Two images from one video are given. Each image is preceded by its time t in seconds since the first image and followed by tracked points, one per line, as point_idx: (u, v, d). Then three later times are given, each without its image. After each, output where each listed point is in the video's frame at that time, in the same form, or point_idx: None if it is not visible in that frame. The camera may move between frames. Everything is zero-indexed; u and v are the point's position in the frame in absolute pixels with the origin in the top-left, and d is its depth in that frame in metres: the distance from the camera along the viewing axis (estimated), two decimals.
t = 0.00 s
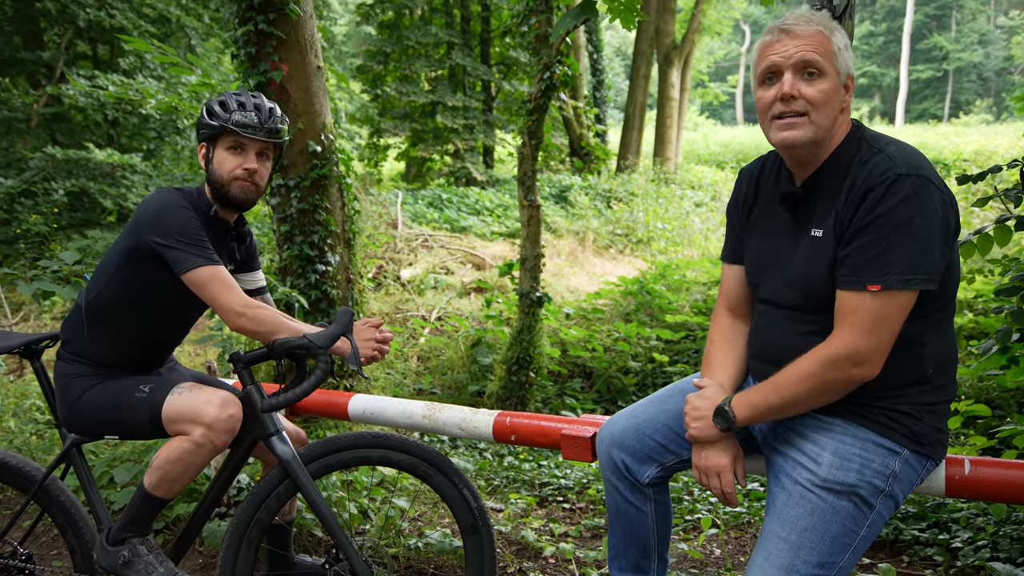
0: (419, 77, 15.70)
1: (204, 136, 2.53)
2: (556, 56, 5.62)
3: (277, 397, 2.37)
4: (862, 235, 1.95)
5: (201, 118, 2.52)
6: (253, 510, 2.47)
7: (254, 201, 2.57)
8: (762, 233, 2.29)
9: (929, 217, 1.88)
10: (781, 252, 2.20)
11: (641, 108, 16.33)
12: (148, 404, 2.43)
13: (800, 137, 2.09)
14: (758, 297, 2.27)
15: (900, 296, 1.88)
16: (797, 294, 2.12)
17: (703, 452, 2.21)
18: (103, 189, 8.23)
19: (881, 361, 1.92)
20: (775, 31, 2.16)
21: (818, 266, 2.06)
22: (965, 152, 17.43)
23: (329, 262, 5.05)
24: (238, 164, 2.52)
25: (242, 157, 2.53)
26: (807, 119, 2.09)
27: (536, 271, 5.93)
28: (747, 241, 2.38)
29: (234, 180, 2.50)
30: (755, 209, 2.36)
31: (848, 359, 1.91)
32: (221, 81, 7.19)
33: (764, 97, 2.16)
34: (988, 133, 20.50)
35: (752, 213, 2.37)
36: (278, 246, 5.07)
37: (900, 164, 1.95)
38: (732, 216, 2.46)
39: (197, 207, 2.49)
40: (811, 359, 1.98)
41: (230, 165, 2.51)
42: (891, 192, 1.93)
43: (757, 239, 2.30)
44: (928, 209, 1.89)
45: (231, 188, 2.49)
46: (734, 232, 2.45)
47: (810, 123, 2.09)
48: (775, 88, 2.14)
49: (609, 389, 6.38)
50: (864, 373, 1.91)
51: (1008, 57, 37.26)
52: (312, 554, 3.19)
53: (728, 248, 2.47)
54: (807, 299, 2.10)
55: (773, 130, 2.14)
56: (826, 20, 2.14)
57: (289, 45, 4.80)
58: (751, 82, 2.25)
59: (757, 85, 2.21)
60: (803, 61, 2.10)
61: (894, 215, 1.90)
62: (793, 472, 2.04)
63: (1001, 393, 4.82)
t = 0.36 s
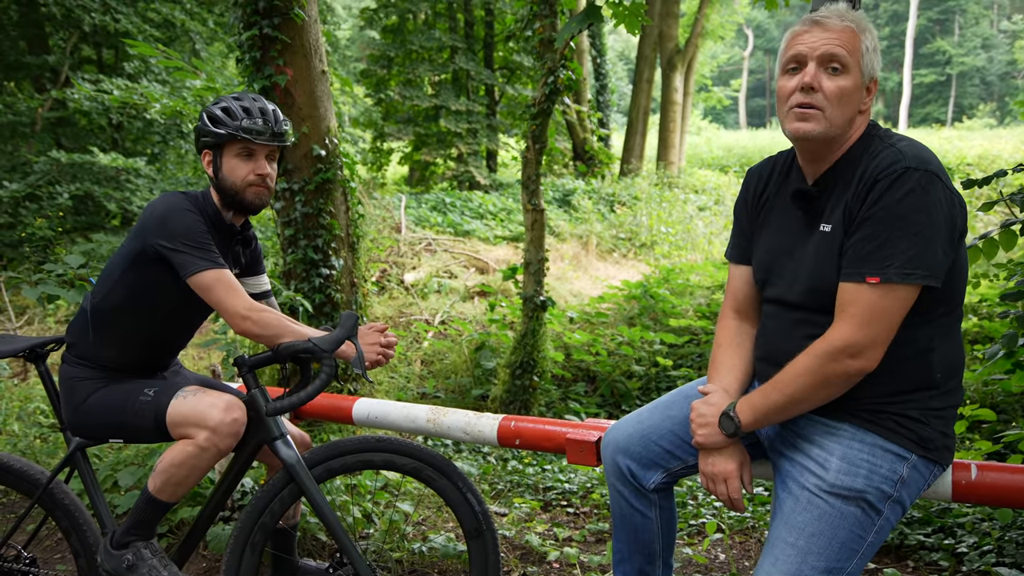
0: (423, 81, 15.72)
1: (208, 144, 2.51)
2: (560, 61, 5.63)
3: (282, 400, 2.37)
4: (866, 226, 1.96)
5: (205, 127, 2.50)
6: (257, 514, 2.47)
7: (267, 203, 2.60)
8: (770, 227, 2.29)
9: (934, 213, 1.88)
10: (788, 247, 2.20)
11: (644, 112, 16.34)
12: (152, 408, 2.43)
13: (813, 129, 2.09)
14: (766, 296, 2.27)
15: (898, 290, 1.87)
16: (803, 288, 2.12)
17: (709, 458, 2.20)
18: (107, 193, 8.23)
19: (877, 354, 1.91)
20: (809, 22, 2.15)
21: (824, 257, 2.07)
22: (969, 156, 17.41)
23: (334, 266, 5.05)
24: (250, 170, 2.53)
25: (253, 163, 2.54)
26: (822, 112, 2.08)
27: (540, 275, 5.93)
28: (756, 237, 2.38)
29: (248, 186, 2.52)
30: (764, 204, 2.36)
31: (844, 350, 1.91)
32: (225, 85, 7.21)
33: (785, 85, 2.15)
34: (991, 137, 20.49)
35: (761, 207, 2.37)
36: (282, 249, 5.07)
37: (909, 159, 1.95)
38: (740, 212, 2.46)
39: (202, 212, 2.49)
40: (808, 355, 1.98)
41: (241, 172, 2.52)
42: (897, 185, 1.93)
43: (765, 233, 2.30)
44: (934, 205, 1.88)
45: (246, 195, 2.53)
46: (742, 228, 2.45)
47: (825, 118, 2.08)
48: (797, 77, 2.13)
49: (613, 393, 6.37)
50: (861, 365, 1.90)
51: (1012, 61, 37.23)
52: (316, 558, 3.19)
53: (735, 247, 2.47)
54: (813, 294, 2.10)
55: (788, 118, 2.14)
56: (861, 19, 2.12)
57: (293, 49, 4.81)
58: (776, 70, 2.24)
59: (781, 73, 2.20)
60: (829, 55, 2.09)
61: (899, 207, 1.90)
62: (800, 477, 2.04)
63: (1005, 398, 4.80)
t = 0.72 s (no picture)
0: (423, 83, 15.73)
1: (208, 151, 2.51)
2: (562, 63, 5.64)
3: (286, 405, 2.37)
4: (875, 240, 1.95)
5: (204, 135, 2.49)
6: (260, 518, 2.47)
7: (271, 206, 2.61)
8: (773, 235, 2.28)
9: (943, 224, 1.87)
10: (792, 257, 2.20)
11: (645, 114, 16.35)
12: (156, 411, 2.43)
13: (822, 145, 2.08)
14: (771, 302, 2.27)
15: (910, 303, 1.87)
16: (810, 296, 2.12)
17: (713, 460, 2.19)
18: (108, 196, 8.23)
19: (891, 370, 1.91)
20: (799, 36, 2.14)
21: (832, 270, 2.06)
22: (970, 158, 17.41)
23: (335, 269, 5.05)
24: (253, 175, 2.53)
25: (256, 167, 2.54)
26: (829, 128, 2.08)
27: (542, 277, 5.93)
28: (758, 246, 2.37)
29: (253, 191, 2.53)
30: (766, 211, 2.36)
31: (860, 365, 1.90)
32: (226, 88, 7.21)
33: (787, 104, 2.14)
34: (992, 138, 20.48)
35: (763, 215, 2.36)
36: (284, 252, 5.07)
37: (915, 170, 1.94)
38: (742, 218, 2.45)
39: (206, 215, 2.49)
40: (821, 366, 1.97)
41: (245, 176, 2.52)
42: (905, 198, 1.92)
43: (768, 242, 2.29)
44: (943, 216, 1.88)
45: (251, 199, 2.53)
46: (744, 234, 2.44)
47: (832, 133, 2.08)
48: (799, 94, 2.12)
49: (615, 396, 6.36)
50: (875, 381, 1.91)
51: (1012, 62, 37.26)
52: (319, 562, 3.18)
53: (738, 252, 2.46)
54: (822, 305, 2.09)
55: (793, 138, 2.13)
56: (852, 27, 2.12)
57: (295, 52, 4.81)
58: (771, 87, 2.23)
59: (778, 91, 2.19)
60: (827, 69, 2.09)
61: (908, 220, 1.90)
62: (807, 481, 2.03)
63: (1008, 399, 4.80)
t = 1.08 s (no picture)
0: (422, 86, 15.75)
1: (208, 155, 2.50)
2: (562, 65, 5.64)
3: (289, 409, 2.37)
4: (881, 252, 1.94)
5: (204, 139, 2.49)
6: (263, 522, 2.46)
7: (271, 211, 2.60)
8: (777, 244, 2.28)
9: (950, 234, 1.87)
10: (795, 266, 2.19)
11: (644, 115, 16.36)
12: (157, 416, 2.42)
13: (816, 158, 2.08)
14: (773, 306, 2.27)
15: (923, 313, 1.86)
16: (815, 307, 2.11)
17: (715, 459, 2.19)
18: (108, 200, 8.23)
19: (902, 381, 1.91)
20: (783, 51, 2.15)
21: (838, 280, 2.06)
22: (969, 158, 17.42)
23: (336, 272, 5.05)
24: (253, 179, 2.53)
25: (255, 171, 2.53)
26: (821, 140, 2.08)
27: (542, 280, 5.93)
28: (761, 253, 2.37)
29: (253, 195, 2.52)
30: (769, 219, 2.35)
31: (873, 377, 1.89)
32: (226, 91, 7.21)
33: (778, 118, 2.15)
34: (990, 139, 20.52)
35: (766, 223, 2.36)
36: (285, 256, 5.07)
37: (918, 180, 1.93)
38: (746, 226, 2.45)
39: (207, 219, 2.49)
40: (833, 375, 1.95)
41: (246, 180, 2.51)
42: (910, 209, 1.91)
43: (771, 251, 2.29)
44: (948, 226, 1.87)
45: (251, 204, 2.52)
46: (749, 241, 2.44)
47: (825, 144, 2.08)
48: (788, 109, 2.13)
49: (615, 398, 6.36)
50: (888, 392, 1.90)
51: (1010, 63, 37.31)
52: (321, 566, 3.18)
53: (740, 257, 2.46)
54: (828, 313, 2.09)
55: (787, 152, 2.14)
56: (835, 36, 2.12)
57: (295, 55, 4.80)
58: (762, 102, 2.24)
59: (769, 106, 2.20)
60: (814, 82, 2.09)
61: (914, 232, 1.89)
62: (811, 483, 2.03)
63: (1009, 400, 4.80)
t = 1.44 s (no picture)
0: (417, 89, 15.76)
1: (207, 158, 2.50)
2: (558, 69, 5.66)
3: (288, 414, 2.36)
4: (893, 252, 1.94)
5: (201, 143, 2.49)
6: (263, 526, 2.46)
7: (269, 215, 2.60)
8: (786, 243, 2.28)
9: (962, 236, 1.88)
10: (804, 265, 2.20)
11: (639, 118, 16.39)
12: (157, 421, 2.42)
13: (774, 161, 2.15)
14: (781, 306, 2.28)
15: (937, 315, 1.87)
16: (826, 306, 2.12)
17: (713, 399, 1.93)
18: (103, 203, 8.21)
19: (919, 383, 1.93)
20: (772, 53, 2.18)
21: (848, 280, 2.06)
22: (963, 160, 17.49)
23: (333, 275, 5.05)
24: (252, 182, 2.53)
25: (254, 174, 2.54)
26: (779, 146, 2.13)
27: (539, 282, 5.94)
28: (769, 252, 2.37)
29: (252, 199, 2.53)
30: (779, 217, 2.35)
31: (904, 383, 1.88)
32: (221, 94, 7.20)
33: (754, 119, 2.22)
34: (983, 141, 20.64)
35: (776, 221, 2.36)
36: (282, 259, 5.06)
37: (930, 182, 1.94)
38: (757, 225, 2.46)
39: (207, 222, 2.48)
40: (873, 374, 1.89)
41: (244, 184, 2.51)
42: (923, 210, 1.92)
43: (781, 250, 2.30)
44: (960, 228, 1.89)
45: (251, 207, 2.53)
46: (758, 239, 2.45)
47: (783, 150, 2.12)
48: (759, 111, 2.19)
49: (612, 400, 6.37)
50: (908, 395, 1.91)
51: (1003, 66, 37.49)
52: (319, 570, 3.18)
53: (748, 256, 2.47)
54: (836, 312, 2.10)
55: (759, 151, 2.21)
56: (814, 42, 2.08)
57: (292, 59, 4.81)
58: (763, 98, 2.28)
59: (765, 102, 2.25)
60: (779, 89, 2.11)
61: (928, 233, 1.90)
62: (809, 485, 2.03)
63: (1004, 402, 4.83)
